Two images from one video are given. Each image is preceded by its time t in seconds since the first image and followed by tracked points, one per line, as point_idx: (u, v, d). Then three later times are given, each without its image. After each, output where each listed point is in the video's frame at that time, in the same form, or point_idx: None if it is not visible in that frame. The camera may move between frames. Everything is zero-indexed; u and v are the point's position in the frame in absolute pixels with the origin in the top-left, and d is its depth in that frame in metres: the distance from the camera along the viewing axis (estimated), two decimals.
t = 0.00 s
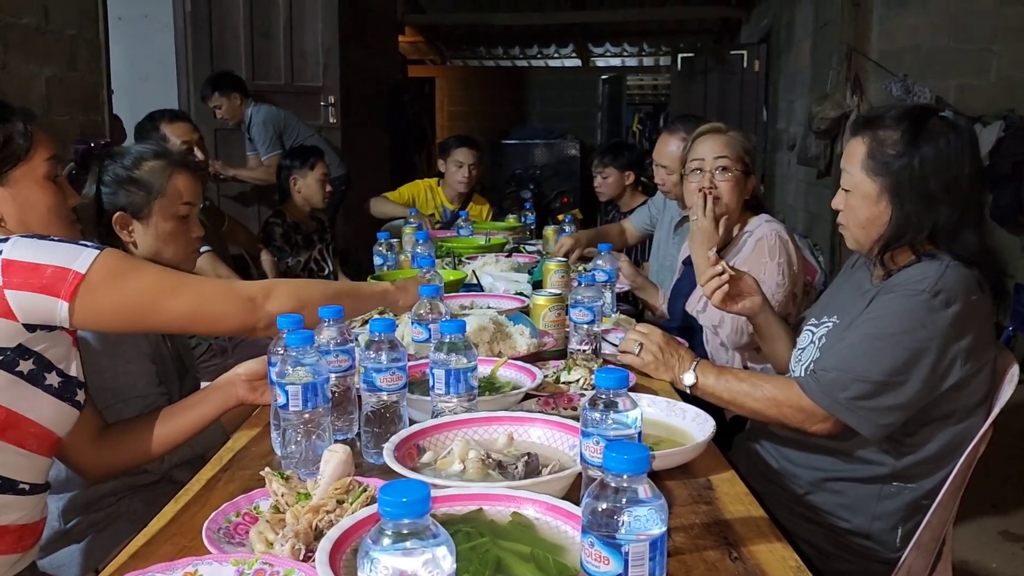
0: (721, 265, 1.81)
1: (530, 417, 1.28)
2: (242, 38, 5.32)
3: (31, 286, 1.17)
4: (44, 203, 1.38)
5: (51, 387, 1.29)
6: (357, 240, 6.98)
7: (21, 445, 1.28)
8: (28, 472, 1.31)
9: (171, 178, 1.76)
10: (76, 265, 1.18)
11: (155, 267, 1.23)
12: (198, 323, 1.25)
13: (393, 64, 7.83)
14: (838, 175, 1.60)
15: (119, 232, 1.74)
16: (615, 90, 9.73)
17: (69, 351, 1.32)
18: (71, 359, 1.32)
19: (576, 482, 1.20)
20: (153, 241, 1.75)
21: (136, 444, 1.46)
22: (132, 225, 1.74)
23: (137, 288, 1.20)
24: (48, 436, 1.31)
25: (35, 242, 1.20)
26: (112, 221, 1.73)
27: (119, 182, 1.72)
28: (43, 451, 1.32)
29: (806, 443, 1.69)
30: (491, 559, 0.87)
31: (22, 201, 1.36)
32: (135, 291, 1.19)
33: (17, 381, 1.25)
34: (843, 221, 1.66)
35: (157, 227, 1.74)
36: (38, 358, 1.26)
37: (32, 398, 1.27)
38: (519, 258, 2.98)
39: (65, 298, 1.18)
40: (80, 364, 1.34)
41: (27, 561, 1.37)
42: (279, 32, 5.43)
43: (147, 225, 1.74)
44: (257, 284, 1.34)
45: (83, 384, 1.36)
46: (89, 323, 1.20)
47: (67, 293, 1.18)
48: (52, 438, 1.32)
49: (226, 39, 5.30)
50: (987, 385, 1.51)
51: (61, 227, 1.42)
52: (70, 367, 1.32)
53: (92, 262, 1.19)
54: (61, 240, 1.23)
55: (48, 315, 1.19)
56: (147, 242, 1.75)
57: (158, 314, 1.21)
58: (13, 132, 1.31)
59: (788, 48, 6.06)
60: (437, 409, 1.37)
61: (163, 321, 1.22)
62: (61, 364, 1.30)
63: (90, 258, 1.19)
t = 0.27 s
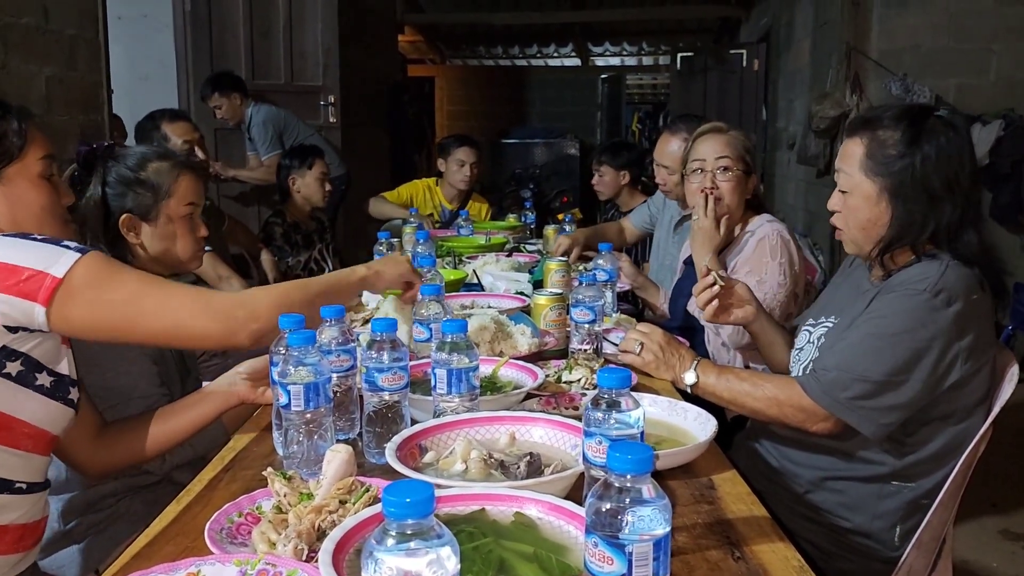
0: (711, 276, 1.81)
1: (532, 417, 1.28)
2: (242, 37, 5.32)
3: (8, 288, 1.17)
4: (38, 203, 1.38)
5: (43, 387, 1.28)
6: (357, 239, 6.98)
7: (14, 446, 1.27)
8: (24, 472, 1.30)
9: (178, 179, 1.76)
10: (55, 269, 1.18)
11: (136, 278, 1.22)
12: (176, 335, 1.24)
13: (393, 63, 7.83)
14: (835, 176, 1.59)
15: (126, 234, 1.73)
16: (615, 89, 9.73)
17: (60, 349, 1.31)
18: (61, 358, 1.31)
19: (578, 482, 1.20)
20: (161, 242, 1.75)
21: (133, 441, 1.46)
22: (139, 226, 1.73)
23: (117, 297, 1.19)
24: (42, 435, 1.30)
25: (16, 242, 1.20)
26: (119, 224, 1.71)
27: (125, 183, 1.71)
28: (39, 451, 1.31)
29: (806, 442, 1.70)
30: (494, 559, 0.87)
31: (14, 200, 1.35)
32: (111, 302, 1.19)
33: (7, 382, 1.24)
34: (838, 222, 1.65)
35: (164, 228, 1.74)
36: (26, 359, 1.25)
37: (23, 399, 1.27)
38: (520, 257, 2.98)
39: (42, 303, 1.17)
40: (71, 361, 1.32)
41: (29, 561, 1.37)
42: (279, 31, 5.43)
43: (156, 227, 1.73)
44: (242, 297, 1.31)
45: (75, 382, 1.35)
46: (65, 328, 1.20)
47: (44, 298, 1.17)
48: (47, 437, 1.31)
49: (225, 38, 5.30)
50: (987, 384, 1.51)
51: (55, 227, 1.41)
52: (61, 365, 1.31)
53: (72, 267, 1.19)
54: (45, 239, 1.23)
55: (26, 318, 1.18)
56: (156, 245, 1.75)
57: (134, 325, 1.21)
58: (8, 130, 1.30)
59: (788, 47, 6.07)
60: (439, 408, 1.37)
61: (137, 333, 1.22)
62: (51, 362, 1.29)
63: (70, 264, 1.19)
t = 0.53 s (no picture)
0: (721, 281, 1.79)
1: (534, 415, 1.28)
2: (241, 35, 5.30)
3: None
4: (34, 200, 1.36)
5: (29, 390, 1.27)
6: (357, 238, 6.97)
7: (3, 448, 1.27)
8: (17, 472, 1.30)
9: (181, 175, 1.75)
10: (19, 286, 1.16)
11: (100, 308, 1.18)
12: (123, 378, 1.18)
13: (393, 62, 7.82)
14: (831, 178, 1.58)
15: (134, 233, 1.71)
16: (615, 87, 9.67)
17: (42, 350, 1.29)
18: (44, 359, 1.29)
19: (581, 480, 1.19)
20: (171, 239, 1.73)
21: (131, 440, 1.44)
22: (147, 224, 1.72)
23: (74, 325, 1.16)
24: (32, 437, 1.30)
25: None
26: (126, 223, 1.69)
27: (130, 182, 1.70)
28: (31, 450, 1.31)
29: (807, 440, 1.69)
30: (498, 557, 0.87)
31: (8, 196, 1.33)
32: (66, 328, 1.16)
33: None
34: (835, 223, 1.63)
35: (171, 225, 1.73)
36: (5, 364, 1.24)
37: (8, 401, 1.26)
38: (521, 255, 2.97)
39: (2, 319, 1.16)
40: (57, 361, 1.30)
41: (29, 559, 1.36)
42: (279, 30, 5.42)
43: (165, 224, 1.72)
44: (208, 348, 1.25)
45: (65, 381, 1.33)
46: (21, 344, 1.18)
47: (4, 313, 1.16)
48: (38, 438, 1.31)
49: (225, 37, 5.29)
50: (988, 381, 1.50)
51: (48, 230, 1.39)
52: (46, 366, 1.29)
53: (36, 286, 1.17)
54: (20, 246, 1.21)
55: None
56: (165, 242, 1.73)
57: (83, 357, 1.17)
58: (6, 127, 1.30)
59: (788, 45, 6.06)
60: (440, 406, 1.37)
61: (84, 365, 1.17)
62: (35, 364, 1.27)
63: (35, 283, 1.17)
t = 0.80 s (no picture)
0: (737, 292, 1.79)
1: (538, 414, 1.27)
2: (243, 34, 5.30)
3: None
4: (34, 200, 1.34)
5: (24, 394, 1.26)
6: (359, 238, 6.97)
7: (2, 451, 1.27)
8: (17, 473, 1.29)
9: (191, 175, 1.75)
10: None
11: (79, 328, 1.16)
12: (89, 401, 1.16)
13: (394, 61, 7.82)
14: (835, 178, 1.58)
15: (146, 234, 1.71)
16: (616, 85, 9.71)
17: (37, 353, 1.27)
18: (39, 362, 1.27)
19: (586, 480, 1.19)
20: (181, 239, 1.73)
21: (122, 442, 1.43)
22: (158, 225, 1.71)
23: (49, 341, 1.15)
24: (31, 439, 1.30)
25: None
26: (138, 224, 1.69)
27: (139, 181, 1.69)
28: (30, 452, 1.30)
29: (812, 439, 1.68)
30: (502, 558, 0.86)
31: (8, 194, 1.32)
32: (39, 342, 1.15)
33: None
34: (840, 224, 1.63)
35: (182, 225, 1.72)
36: None
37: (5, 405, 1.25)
38: (523, 254, 2.97)
39: None
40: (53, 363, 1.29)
41: (30, 560, 1.36)
42: (280, 29, 5.41)
43: (176, 223, 1.72)
44: (180, 381, 1.22)
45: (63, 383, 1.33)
46: None
47: None
48: (37, 440, 1.31)
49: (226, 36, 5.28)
50: (994, 380, 1.50)
51: (49, 229, 1.37)
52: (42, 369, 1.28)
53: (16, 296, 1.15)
54: (7, 253, 1.20)
55: None
56: (176, 242, 1.73)
57: (54, 372, 1.16)
58: (9, 125, 1.30)
59: (790, 43, 6.05)
60: (444, 406, 1.36)
61: (52, 380, 1.16)
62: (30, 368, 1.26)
63: (14, 293, 1.15)
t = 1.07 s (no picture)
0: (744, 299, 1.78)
1: (543, 416, 1.26)
2: (245, 35, 5.30)
3: None
4: (35, 201, 1.34)
5: (18, 399, 1.25)
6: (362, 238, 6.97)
7: None
8: (15, 479, 1.29)
9: (194, 176, 1.74)
10: None
11: (64, 334, 1.13)
12: (71, 409, 1.12)
13: (397, 61, 7.82)
14: (839, 179, 1.57)
15: (149, 236, 1.71)
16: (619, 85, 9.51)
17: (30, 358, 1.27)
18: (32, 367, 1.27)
19: (591, 482, 1.18)
20: (185, 241, 1.73)
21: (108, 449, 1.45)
22: (162, 227, 1.71)
23: (33, 347, 1.11)
24: (28, 444, 1.30)
25: None
26: (143, 226, 1.69)
27: (142, 183, 1.68)
28: (27, 457, 1.30)
29: (817, 440, 1.67)
30: (508, 561, 0.86)
31: (7, 195, 1.31)
32: (24, 346, 1.12)
33: None
34: (845, 226, 1.62)
35: (186, 226, 1.72)
36: None
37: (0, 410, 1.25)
38: (526, 255, 2.96)
39: None
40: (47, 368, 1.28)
41: (30, 563, 1.35)
42: (283, 29, 5.41)
43: (180, 225, 1.72)
44: (164, 393, 1.17)
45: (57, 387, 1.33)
46: None
47: None
48: (34, 444, 1.31)
49: (228, 37, 5.28)
50: (1000, 381, 1.49)
51: (50, 231, 1.36)
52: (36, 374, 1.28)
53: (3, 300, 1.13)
54: None
55: None
56: (179, 244, 1.73)
57: (36, 377, 1.12)
58: (11, 126, 1.30)
59: (793, 42, 6.04)
60: (448, 407, 1.36)
61: (35, 386, 1.12)
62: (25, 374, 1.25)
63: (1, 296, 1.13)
